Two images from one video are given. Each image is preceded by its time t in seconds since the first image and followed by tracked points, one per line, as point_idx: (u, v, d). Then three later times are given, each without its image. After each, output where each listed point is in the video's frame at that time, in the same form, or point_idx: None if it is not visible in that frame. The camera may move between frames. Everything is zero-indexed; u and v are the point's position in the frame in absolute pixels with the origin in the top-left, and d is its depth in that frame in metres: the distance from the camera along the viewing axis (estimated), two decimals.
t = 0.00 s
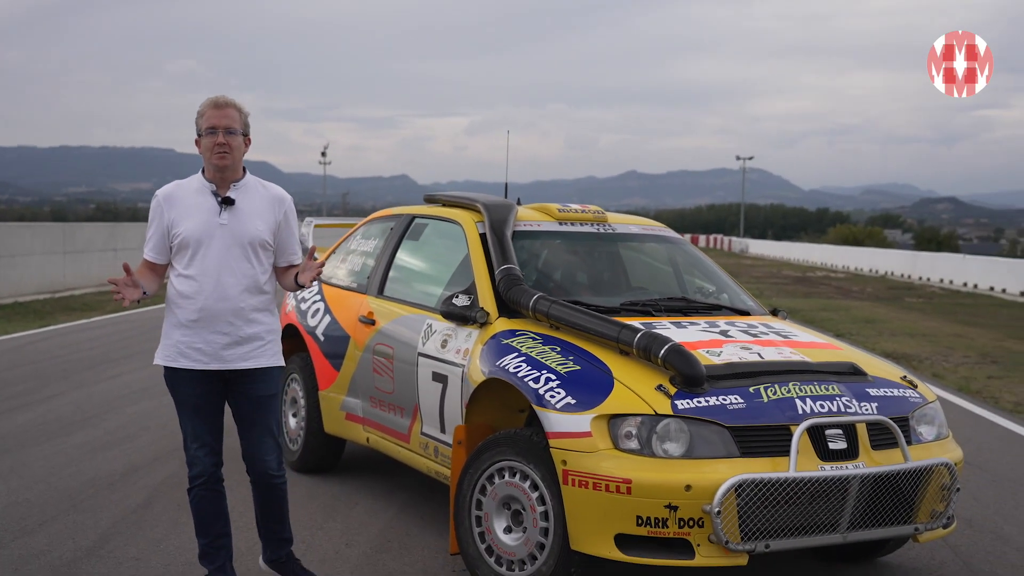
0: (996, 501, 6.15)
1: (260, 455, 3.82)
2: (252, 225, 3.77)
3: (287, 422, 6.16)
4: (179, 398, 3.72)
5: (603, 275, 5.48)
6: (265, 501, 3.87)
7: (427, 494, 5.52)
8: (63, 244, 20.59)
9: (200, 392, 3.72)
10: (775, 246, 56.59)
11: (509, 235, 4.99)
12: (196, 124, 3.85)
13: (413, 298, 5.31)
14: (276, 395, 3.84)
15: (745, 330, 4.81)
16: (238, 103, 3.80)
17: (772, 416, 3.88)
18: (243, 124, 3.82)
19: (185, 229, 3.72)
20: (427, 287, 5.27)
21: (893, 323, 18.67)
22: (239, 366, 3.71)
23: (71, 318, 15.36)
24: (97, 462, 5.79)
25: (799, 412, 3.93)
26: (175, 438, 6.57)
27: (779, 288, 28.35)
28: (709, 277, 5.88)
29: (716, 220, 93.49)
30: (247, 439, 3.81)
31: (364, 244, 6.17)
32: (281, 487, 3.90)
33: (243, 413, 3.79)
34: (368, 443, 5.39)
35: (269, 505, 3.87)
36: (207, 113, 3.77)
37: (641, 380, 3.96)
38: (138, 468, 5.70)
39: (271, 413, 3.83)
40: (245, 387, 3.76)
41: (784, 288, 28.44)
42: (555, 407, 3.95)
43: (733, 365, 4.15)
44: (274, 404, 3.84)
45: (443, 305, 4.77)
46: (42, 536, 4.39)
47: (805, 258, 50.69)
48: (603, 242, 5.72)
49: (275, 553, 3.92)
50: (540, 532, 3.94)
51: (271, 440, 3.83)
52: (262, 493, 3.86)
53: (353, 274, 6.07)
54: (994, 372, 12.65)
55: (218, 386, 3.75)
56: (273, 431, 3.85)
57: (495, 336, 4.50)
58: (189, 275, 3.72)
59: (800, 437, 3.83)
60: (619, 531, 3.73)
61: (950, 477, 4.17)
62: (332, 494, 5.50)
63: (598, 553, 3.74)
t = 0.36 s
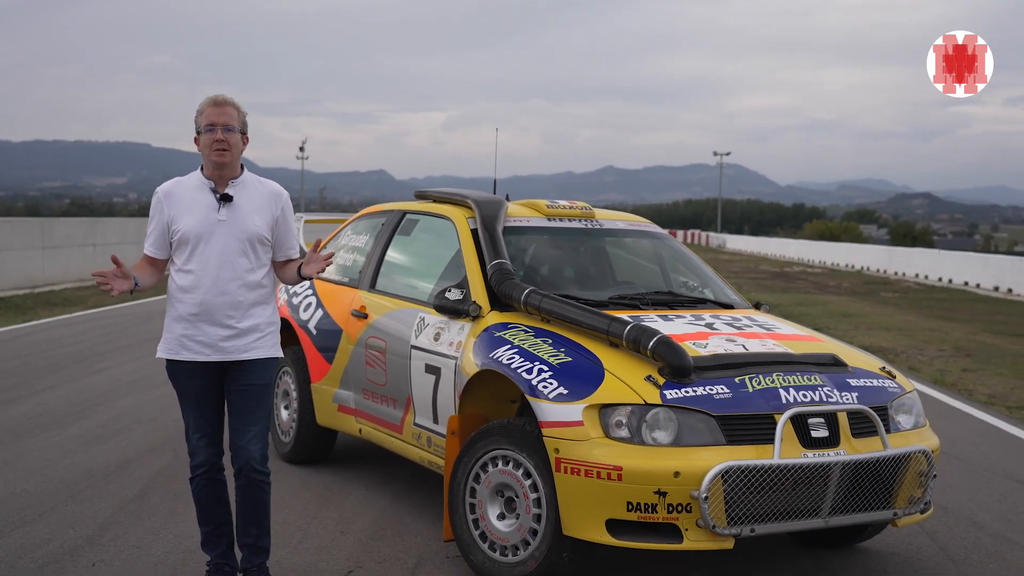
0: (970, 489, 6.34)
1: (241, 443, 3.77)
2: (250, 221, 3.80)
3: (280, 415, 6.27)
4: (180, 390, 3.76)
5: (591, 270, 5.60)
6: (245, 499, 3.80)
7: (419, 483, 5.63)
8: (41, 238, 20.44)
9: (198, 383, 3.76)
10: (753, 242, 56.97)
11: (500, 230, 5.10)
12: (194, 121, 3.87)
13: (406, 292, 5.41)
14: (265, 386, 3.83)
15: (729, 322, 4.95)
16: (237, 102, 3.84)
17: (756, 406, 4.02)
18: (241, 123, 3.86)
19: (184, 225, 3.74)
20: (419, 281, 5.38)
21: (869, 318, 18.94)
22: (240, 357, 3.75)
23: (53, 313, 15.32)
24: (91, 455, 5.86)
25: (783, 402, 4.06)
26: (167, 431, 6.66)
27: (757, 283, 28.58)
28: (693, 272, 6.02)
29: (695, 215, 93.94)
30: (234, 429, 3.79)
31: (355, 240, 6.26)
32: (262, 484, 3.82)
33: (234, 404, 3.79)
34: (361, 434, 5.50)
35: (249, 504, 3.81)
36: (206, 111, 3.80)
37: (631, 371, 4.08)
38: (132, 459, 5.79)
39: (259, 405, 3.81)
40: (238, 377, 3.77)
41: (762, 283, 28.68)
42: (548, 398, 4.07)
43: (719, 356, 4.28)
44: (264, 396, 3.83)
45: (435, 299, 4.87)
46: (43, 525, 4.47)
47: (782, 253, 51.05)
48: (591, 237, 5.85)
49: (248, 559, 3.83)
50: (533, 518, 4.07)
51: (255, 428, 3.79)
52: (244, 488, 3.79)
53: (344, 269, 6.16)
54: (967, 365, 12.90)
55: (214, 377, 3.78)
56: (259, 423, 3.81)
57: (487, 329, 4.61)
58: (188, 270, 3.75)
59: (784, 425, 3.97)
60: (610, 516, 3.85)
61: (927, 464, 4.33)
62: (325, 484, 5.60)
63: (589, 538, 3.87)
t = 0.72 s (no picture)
0: (946, 477, 6.53)
1: (254, 433, 3.83)
2: (256, 218, 3.89)
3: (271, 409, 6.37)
4: (187, 381, 3.86)
5: (578, 265, 5.74)
6: (264, 488, 3.82)
7: (410, 473, 5.75)
8: (21, 235, 20.34)
9: (208, 374, 3.86)
10: (732, 238, 57.33)
11: (491, 227, 5.21)
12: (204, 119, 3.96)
13: (399, 287, 5.52)
14: (273, 375, 3.90)
15: (715, 316, 5.09)
16: (246, 102, 3.91)
17: (742, 395, 4.16)
18: (249, 122, 3.94)
19: (192, 222, 3.84)
20: (412, 277, 5.49)
21: (846, 313, 19.21)
22: (247, 351, 3.84)
23: (35, 309, 15.30)
24: (85, 448, 5.96)
25: (767, 391, 4.21)
26: (158, 425, 6.76)
27: (736, 278, 28.83)
28: (679, 266, 6.16)
29: (674, 211, 94.33)
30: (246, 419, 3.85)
31: (347, 236, 6.36)
32: (278, 473, 3.85)
33: (242, 394, 3.88)
34: (354, 425, 5.61)
35: (268, 494, 3.82)
36: (215, 111, 3.87)
37: (621, 363, 4.21)
38: (126, 452, 5.89)
39: (268, 395, 3.88)
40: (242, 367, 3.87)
41: (741, 278, 28.94)
42: (541, 388, 4.21)
43: (706, 348, 4.42)
44: (270, 385, 3.90)
45: (429, 294, 4.98)
46: (44, 515, 4.58)
47: (760, 248, 51.42)
48: (578, 233, 5.97)
49: (271, 553, 3.82)
50: (526, 505, 4.20)
51: (267, 417, 3.85)
52: (261, 478, 3.82)
53: (337, 265, 6.26)
54: (943, 359, 13.15)
55: (224, 369, 3.87)
56: (270, 413, 3.87)
57: (480, 323, 4.73)
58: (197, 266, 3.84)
59: (769, 415, 4.11)
60: (601, 502, 3.99)
61: (905, 452, 4.49)
62: (318, 474, 5.72)
63: (581, 524, 4.01)
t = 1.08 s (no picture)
0: (924, 467, 6.71)
1: (269, 429, 3.89)
2: (273, 217, 3.94)
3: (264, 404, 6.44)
4: (204, 373, 3.91)
5: (565, 260, 5.86)
6: (275, 479, 3.89)
7: (404, 464, 5.86)
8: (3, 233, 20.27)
9: (224, 367, 3.90)
10: (712, 235, 57.73)
11: (484, 223, 5.32)
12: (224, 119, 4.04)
13: (393, 283, 5.63)
14: (290, 374, 3.95)
15: (701, 309, 5.23)
16: (265, 100, 3.99)
17: (728, 386, 4.30)
18: (268, 121, 4.01)
19: (211, 219, 3.89)
20: (406, 272, 5.60)
21: (825, 308, 19.48)
22: (262, 348, 3.88)
23: (19, 306, 15.30)
24: (81, 441, 6.04)
25: (753, 382, 4.35)
26: (151, 419, 6.84)
27: (717, 275, 29.09)
28: (665, 262, 6.29)
29: (655, 207, 94.74)
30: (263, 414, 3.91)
31: (340, 233, 6.46)
32: (291, 466, 3.92)
33: (259, 389, 3.92)
34: (348, 418, 5.72)
35: (279, 484, 3.89)
36: (235, 109, 3.96)
37: (611, 354, 4.34)
38: (121, 445, 5.97)
39: (286, 392, 3.93)
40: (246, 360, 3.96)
41: (721, 275, 29.18)
42: (534, 379, 4.33)
43: (693, 341, 4.56)
44: (288, 384, 3.95)
45: (423, 288, 5.10)
46: (46, 506, 4.67)
47: (740, 244, 51.78)
48: (567, 230, 6.10)
49: (280, 543, 3.90)
50: (520, 493, 4.33)
51: (283, 415, 3.90)
52: (274, 470, 3.89)
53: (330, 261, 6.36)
54: (920, 353, 13.40)
55: (241, 365, 3.92)
56: (287, 409, 3.93)
57: (473, 316, 4.85)
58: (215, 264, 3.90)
59: (754, 404, 4.25)
60: (593, 489, 4.12)
61: (885, 440, 4.65)
62: (313, 466, 5.81)
63: (573, 510, 4.14)
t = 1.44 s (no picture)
0: (904, 458, 6.89)
1: (283, 424, 4.01)
2: (292, 217, 4.01)
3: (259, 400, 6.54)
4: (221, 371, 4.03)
5: (555, 257, 6.00)
6: (286, 472, 4.01)
7: (397, 457, 5.99)
8: None
9: (238, 366, 4.01)
10: (695, 231, 58.05)
11: (477, 221, 5.44)
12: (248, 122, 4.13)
13: (387, 279, 5.75)
14: (307, 373, 4.06)
15: (688, 305, 5.37)
16: (288, 104, 4.08)
17: (714, 379, 4.44)
18: (291, 124, 4.10)
19: (232, 218, 3.99)
20: (400, 269, 5.72)
21: (808, 305, 19.70)
22: (281, 345, 3.97)
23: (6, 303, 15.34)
24: (78, 436, 6.15)
25: (738, 375, 4.49)
26: (146, 414, 6.95)
27: (700, 272, 29.32)
28: (652, 259, 6.43)
29: (638, 204, 95.05)
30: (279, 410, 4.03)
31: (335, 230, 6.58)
32: (301, 460, 4.05)
33: (277, 386, 4.03)
34: (343, 412, 5.85)
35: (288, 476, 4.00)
36: (259, 112, 4.05)
37: (601, 349, 4.48)
38: (118, 439, 6.08)
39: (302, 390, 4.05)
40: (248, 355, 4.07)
41: (705, 272, 29.41)
42: (527, 372, 4.46)
43: (681, 336, 4.70)
44: (306, 384, 4.06)
45: (418, 285, 5.22)
46: (49, 498, 4.78)
47: (723, 241, 52.08)
48: (556, 228, 6.23)
49: (282, 533, 4.00)
50: (513, 483, 4.47)
51: (297, 412, 4.01)
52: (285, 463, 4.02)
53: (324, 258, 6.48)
54: (900, 348, 13.62)
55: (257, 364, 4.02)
56: (303, 407, 4.05)
57: (467, 312, 4.98)
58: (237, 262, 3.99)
59: (740, 396, 4.39)
60: (584, 479, 4.26)
61: (866, 431, 4.80)
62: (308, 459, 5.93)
63: (565, 499, 4.29)
